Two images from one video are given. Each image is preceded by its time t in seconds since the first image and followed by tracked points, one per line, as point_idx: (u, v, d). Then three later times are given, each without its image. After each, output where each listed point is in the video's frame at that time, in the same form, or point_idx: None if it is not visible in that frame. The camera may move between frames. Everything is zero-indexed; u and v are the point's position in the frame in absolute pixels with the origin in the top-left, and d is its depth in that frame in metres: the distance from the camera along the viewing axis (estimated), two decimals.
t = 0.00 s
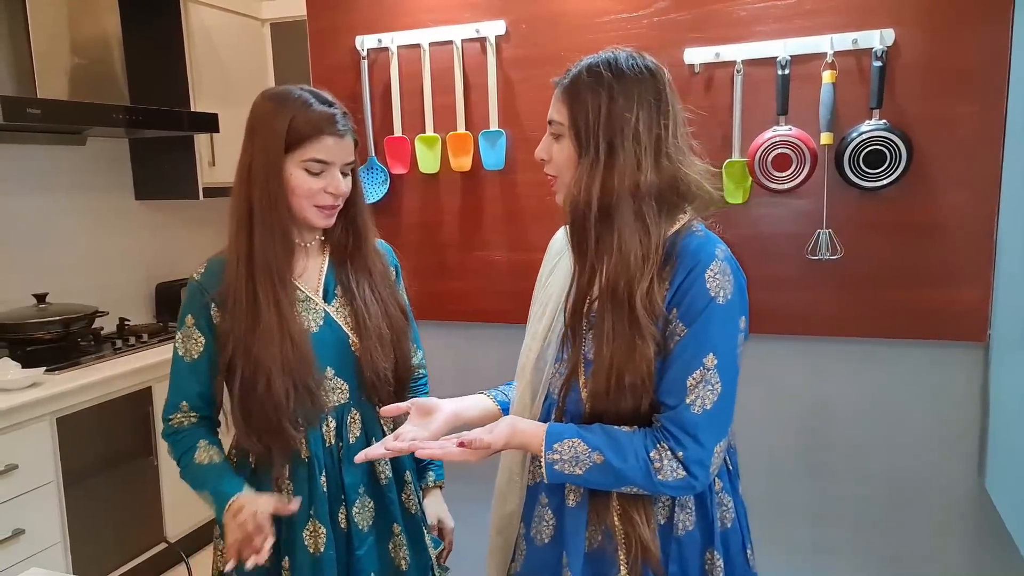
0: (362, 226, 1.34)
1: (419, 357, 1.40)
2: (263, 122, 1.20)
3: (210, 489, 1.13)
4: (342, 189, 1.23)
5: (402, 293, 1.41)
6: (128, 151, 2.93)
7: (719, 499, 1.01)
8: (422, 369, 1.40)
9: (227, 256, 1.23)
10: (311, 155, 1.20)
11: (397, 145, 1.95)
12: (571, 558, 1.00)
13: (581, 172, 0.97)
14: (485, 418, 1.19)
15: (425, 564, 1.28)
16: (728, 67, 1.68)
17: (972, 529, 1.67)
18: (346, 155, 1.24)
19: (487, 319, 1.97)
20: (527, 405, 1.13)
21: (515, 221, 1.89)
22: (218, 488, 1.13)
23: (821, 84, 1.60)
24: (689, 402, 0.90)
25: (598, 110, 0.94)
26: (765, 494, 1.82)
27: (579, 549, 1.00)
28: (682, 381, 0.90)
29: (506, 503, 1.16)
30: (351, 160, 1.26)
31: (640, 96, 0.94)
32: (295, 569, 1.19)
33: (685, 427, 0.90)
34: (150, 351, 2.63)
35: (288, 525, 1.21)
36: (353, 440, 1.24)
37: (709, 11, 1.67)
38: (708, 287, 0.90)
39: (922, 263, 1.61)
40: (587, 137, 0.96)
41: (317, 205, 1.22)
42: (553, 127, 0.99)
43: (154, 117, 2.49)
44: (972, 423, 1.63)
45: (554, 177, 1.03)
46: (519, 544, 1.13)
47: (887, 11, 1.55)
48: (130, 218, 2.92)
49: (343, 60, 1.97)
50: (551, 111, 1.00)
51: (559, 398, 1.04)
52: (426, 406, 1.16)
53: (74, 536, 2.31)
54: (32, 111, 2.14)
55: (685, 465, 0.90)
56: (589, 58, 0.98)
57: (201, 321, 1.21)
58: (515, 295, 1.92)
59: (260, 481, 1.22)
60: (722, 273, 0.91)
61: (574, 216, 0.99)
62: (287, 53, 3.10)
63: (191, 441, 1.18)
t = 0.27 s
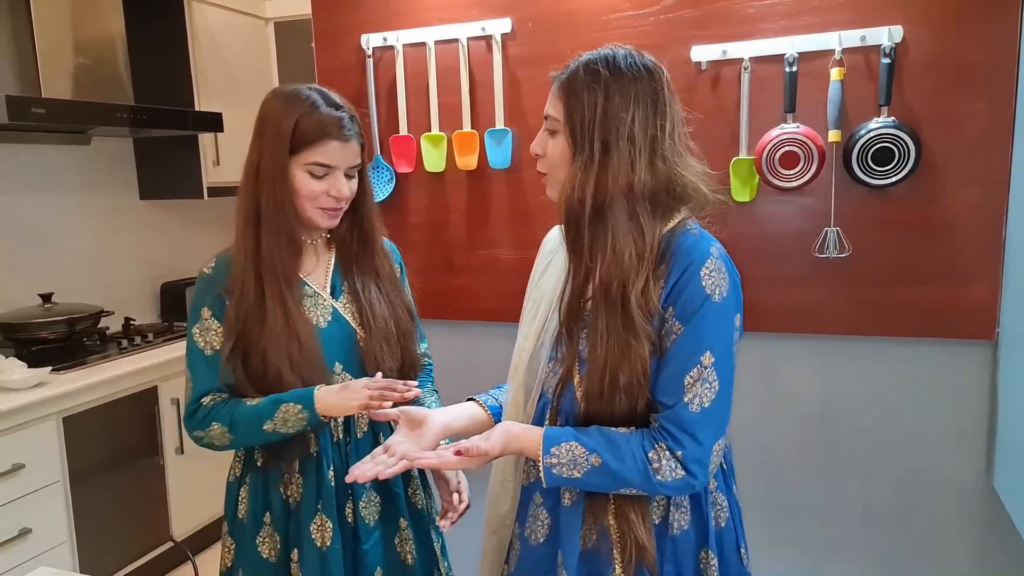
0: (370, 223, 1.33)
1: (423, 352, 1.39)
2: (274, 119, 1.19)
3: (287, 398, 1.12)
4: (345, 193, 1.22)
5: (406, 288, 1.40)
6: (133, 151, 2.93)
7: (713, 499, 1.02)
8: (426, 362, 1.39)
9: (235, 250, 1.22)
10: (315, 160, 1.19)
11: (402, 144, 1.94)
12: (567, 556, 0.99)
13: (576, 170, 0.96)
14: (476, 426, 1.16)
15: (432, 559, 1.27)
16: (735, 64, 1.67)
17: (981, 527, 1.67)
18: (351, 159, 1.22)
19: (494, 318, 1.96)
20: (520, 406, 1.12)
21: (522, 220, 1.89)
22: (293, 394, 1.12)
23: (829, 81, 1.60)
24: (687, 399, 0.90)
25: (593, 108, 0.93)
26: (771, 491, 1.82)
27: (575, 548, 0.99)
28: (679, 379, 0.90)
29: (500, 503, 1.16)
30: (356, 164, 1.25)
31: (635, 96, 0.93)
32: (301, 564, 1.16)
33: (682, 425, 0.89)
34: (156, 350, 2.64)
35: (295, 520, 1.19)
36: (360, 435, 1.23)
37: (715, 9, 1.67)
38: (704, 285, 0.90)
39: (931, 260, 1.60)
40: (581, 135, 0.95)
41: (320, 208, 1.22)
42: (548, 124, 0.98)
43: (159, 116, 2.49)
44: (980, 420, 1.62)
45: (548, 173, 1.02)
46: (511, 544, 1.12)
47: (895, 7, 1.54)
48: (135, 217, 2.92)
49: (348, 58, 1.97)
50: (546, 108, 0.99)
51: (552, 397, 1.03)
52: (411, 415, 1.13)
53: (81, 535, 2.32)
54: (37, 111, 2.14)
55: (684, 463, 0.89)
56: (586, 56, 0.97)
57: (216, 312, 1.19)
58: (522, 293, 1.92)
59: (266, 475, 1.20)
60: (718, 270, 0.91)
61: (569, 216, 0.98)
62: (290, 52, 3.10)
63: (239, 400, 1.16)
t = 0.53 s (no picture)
0: (381, 221, 1.33)
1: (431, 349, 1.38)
2: (286, 115, 1.18)
3: (303, 401, 1.12)
4: (357, 183, 1.22)
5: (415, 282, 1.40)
6: (136, 148, 2.93)
7: (718, 500, 1.02)
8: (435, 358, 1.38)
9: (247, 245, 1.21)
10: (327, 148, 1.18)
11: (408, 141, 1.94)
12: (571, 558, 0.98)
13: (585, 173, 0.95)
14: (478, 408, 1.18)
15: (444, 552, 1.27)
16: (743, 61, 1.67)
17: (989, 524, 1.67)
18: (362, 150, 1.21)
19: (500, 315, 1.96)
20: (522, 405, 1.11)
21: (528, 217, 1.88)
22: (309, 397, 1.12)
23: (838, 78, 1.59)
24: (695, 399, 0.90)
25: (598, 109, 0.92)
26: (779, 489, 1.81)
27: (579, 549, 0.98)
28: (688, 378, 0.90)
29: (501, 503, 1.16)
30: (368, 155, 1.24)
31: (638, 97, 0.92)
32: (319, 558, 1.16)
33: (690, 424, 0.90)
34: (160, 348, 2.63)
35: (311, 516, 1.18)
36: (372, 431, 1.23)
37: (723, 5, 1.66)
38: (713, 285, 0.90)
39: (939, 258, 1.60)
40: (587, 138, 0.94)
41: (332, 200, 1.21)
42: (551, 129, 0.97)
43: (162, 113, 2.49)
44: (989, 417, 1.62)
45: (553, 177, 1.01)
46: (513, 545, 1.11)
47: (904, 3, 1.54)
48: (138, 215, 2.92)
49: (354, 55, 1.96)
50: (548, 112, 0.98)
51: (556, 398, 1.03)
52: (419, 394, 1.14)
53: (85, 533, 2.31)
54: (39, 108, 2.13)
55: (692, 463, 0.89)
56: (587, 56, 0.95)
57: (229, 309, 1.17)
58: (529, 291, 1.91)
59: (281, 471, 1.19)
60: (727, 271, 0.91)
61: (577, 220, 0.97)
62: (293, 49, 3.09)
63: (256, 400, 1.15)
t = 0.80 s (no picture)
0: (384, 212, 1.31)
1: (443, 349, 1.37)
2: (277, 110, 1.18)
3: (333, 410, 1.11)
4: (364, 155, 1.22)
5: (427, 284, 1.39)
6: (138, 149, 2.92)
7: (720, 500, 1.02)
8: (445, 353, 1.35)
9: (257, 245, 1.20)
10: (329, 128, 1.19)
11: (413, 141, 1.93)
12: (570, 562, 0.97)
13: (613, 165, 0.95)
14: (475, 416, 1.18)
15: (449, 554, 1.26)
16: (750, 59, 1.66)
17: (996, 521, 1.67)
18: (360, 125, 1.23)
19: (507, 315, 1.96)
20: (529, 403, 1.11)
21: (534, 216, 1.88)
22: (341, 406, 1.11)
23: (845, 75, 1.59)
24: (684, 394, 0.89)
25: (631, 101, 0.93)
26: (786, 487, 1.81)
27: (579, 549, 0.97)
28: (679, 373, 0.89)
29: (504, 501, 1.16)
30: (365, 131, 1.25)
31: (670, 92, 0.93)
32: (325, 559, 1.16)
33: (677, 418, 0.88)
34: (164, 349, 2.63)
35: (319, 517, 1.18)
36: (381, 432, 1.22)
37: (730, 3, 1.66)
38: (713, 284, 0.90)
39: (947, 256, 1.60)
40: (617, 128, 0.94)
41: (347, 177, 1.21)
42: (580, 117, 0.97)
43: (164, 113, 2.48)
44: (995, 415, 1.62)
45: (576, 167, 1.01)
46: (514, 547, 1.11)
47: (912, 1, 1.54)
48: (141, 216, 2.91)
49: (359, 54, 1.96)
50: (574, 101, 0.98)
51: (560, 394, 1.02)
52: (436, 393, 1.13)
53: (90, 535, 2.31)
54: (42, 109, 2.13)
55: (676, 458, 0.88)
56: (620, 50, 0.96)
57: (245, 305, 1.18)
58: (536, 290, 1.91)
59: (291, 471, 1.19)
60: (728, 273, 0.91)
61: (606, 206, 0.97)
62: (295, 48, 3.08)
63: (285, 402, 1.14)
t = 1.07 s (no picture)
0: (380, 209, 1.27)
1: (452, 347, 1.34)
2: (258, 123, 1.14)
3: (382, 405, 1.07)
4: (355, 159, 1.17)
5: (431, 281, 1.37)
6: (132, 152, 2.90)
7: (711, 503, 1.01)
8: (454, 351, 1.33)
9: (257, 256, 1.16)
10: (315, 136, 1.15)
11: (413, 142, 1.93)
12: (555, 556, 0.98)
13: (622, 159, 0.95)
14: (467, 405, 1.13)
15: (465, 553, 1.26)
16: (750, 59, 1.67)
17: (1001, 515, 1.67)
18: (347, 129, 1.18)
19: (509, 316, 1.95)
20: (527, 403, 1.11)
21: (535, 216, 1.88)
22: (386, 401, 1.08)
23: (845, 74, 1.60)
24: (660, 387, 0.88)
25: (651, 101, 0.94)
26: (789, 484, 1.82)
27: (565, 542, 0.99)
28: (659, 366, 0.89)
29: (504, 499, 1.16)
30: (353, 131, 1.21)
31: (687, 99, 0.94)
32: (342, 562, 1.15)
33: (650, 409, 0.87)
34: (160, 354, 2.61)
35: (334, 521, 1.17)
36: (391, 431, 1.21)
37: (730, 3, 1.66)
38: (698, 281, 0.89)
39: (948, 253, 1.60)
40: (632, 124, 0.95)
41: (341, 182, 1.16)
42: (596, 107, 0.97)
43: (157, 116, 2.46)
44: (995, 412, 1.63)
45: (580, 157, 1.01)
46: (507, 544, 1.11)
47: None
48: (136, 219, 2.89)
49: (357, 56, 1.95)
50: (591, 90, 0.98)
51: (555, 390, 1.02)
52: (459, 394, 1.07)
53: (86, 542, 2.29)
54: (34, 112, 2.11)
55: (646, 450, 0.87)
56: (643, 53, 0.97)
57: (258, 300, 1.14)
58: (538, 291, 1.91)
59: (303, 475, 1.18)
60: (714, 270, 0.89)
61: (609, 202, 0.97)
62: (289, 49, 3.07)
63: (327, 399, 1.11)
